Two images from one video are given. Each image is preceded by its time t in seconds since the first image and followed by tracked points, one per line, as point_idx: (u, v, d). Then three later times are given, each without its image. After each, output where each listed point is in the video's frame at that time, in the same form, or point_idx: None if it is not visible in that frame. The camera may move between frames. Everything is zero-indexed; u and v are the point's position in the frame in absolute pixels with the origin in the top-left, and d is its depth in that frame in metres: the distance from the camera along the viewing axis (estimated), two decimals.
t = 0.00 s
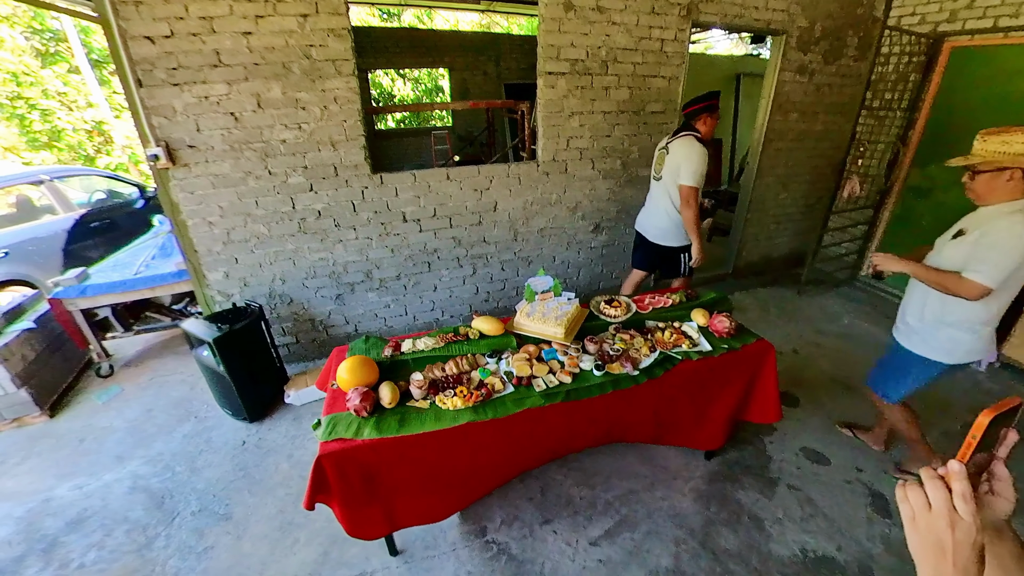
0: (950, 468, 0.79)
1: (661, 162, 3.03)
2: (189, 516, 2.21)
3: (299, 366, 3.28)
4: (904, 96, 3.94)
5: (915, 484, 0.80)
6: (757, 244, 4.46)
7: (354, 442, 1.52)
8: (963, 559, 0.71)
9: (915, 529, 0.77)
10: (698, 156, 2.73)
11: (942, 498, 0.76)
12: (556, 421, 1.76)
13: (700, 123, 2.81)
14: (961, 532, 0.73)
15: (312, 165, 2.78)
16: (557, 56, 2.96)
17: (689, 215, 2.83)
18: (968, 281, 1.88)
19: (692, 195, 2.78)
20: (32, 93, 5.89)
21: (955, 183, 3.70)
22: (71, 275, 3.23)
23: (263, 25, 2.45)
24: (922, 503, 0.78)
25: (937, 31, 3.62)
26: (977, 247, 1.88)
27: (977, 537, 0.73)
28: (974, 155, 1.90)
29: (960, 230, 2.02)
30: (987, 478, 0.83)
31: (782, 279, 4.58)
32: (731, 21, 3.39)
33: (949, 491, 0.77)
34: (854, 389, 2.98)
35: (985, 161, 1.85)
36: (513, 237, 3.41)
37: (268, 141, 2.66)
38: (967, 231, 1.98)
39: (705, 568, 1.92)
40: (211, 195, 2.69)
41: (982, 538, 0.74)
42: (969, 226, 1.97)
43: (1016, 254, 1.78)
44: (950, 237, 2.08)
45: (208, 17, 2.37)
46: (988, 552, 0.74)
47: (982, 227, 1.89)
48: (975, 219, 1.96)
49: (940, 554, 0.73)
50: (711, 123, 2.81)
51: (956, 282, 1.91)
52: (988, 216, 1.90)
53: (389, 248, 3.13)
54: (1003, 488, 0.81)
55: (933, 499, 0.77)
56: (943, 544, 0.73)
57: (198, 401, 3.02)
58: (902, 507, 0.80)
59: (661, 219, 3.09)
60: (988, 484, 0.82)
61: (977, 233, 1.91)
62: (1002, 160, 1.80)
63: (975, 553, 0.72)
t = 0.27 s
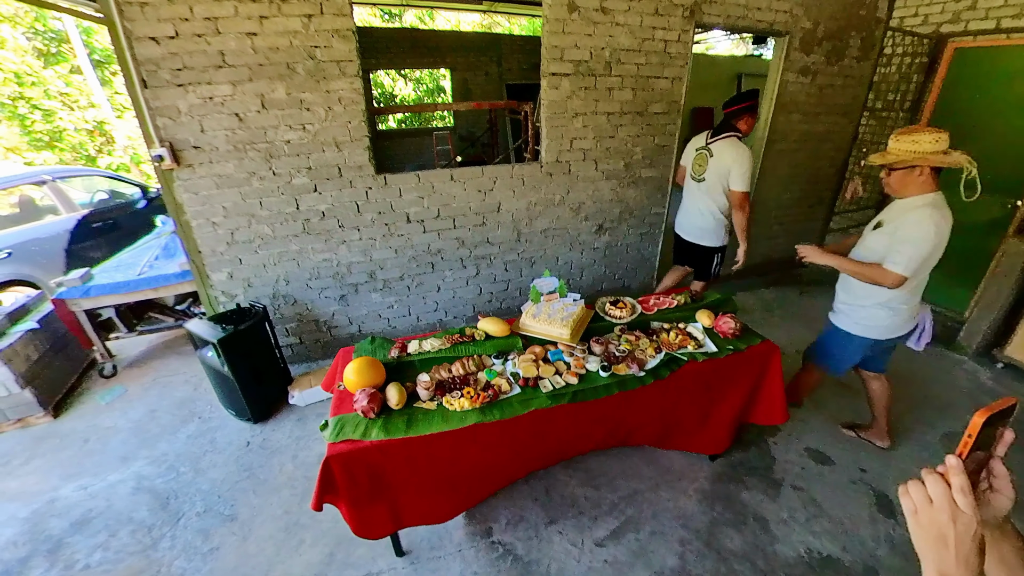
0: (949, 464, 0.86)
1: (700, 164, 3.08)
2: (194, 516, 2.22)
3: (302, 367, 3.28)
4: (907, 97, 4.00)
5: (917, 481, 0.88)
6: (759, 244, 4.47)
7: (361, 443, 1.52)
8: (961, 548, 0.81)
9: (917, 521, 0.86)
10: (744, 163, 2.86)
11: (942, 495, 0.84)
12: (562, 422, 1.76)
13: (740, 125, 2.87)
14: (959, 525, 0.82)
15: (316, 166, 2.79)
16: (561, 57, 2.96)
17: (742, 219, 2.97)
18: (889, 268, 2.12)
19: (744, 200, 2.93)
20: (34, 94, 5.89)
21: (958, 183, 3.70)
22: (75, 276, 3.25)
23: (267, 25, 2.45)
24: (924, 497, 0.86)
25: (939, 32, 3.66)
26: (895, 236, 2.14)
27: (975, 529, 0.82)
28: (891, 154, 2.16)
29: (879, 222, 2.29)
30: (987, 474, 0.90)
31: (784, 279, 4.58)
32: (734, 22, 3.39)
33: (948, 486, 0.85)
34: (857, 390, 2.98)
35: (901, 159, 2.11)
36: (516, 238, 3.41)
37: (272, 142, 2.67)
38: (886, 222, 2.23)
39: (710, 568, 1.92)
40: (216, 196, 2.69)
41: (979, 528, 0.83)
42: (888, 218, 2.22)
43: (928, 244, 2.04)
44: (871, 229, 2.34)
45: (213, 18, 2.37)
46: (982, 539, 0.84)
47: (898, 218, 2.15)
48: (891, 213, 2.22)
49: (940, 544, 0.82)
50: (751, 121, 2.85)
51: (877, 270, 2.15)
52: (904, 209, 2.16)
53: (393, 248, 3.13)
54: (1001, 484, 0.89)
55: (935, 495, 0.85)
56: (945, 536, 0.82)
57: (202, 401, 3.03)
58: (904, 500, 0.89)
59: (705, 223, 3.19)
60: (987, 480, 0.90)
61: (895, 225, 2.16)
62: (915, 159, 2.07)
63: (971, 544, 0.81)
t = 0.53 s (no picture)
0: (945, 464, 0.88)
1: (726, 166, 3.08)
2: (199, 516, 2.23)
3: (305, 367, 3.29)
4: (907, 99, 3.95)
5: (915, 480, 0.89)
6: (759, 245, 4.49)
7: (367, 443, 1.54)
8: (958, 546, 0.82)
9: (915, 520, 0.87)
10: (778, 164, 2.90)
11: (940, 495, 0.85)
12: (565, 423, 1.77)
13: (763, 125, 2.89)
14: (956, 524, 0.83)
15: (320, 167, 2.80)
16: (563, 60, 2.98)
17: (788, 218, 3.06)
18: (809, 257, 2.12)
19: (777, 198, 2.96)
20: (36, 94, 5.91)
21: (958, 185, 3.72)
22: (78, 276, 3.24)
23: (270, 28, 2.47)
24: (921, 497, 0.88)
25: (940, 34, 3.64)
26: (813, 226, 2.13)
27: (971, 528, 0.84)
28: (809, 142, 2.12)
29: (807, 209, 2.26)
30: (979, 474, 0.92)
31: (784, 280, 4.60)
32: (734, 24, 3.41)
33: (944, 486, 0.86)
34: (857, 390, 3.00)
35: (818, 149, 2.07)
36: (518, 239, 3.43)
37: (276, 144, 2.68)
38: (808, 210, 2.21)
39: (711, 567, 1.93)
40: (219, 197, 2.70)
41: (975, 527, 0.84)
42: (811, 205, 2.20)
43: (839, 234, 2.04)
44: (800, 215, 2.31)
45: (217, 21, 2.39)
46: (978, 538, 0.85)
47: (819, 206, 2.13)
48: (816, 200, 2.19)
49: (938, 542, 0.84)
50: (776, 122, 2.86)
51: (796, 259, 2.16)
52: (822, 198, 2.14)
53: (396, 250, 3.15)
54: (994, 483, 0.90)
55: (932, 495, 0.86)
56: (942, 534, 0.83)
57: (206, 402, 3.04)
58: (902, 499, 0.90)
59: (730, 224, 3.15)
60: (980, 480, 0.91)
61: (816, 213, 2.14)
62: (826, 149, 2.03)
63: (968, 542, 0.82)
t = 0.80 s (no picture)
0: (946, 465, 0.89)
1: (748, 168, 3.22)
2: (201, 516, 2.24)
3: (307, 368, 3.30)
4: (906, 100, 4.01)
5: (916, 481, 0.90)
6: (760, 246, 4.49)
7: (370, 443, 1.54)
8: (960, 547, 0.83)
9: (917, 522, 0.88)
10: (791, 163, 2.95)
11: (941, 496, 0.86)
12: (568, 423, 1.78)
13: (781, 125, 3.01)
14: (957, 525, 0.84)
15: (322, 168, 2.81)
16: (564, 61, 2.99)
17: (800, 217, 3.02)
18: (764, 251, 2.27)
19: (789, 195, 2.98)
20: (38, 95, 5.92)
21: (958, 186, 3.73)
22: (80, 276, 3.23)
23: (272, 29, 2.47)
24: (923, 498, 0.89)
25: (940, 35, 3.68)
26: (761, 221, 2.30)
27: (973, 528, 0.84)
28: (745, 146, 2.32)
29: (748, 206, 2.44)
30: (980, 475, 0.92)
31: (785, 280, 4.60)
32: (735, 25, 3.41)
33: (945, 487, 0.87)
34: (858, 391, 3.01)
35: (754, 153, 2.27)
36: (519, 240, 3.43)
37: (278, 145, 2.69)
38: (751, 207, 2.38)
39: (712, 567, 1.94)
40: (221, 198, 2.71)
41: (976, 528, 0.85)
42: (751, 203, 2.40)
43: (785, 225, 2.21)
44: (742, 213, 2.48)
45: (219, 22, 2.39)
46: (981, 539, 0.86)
47: (759, 203, 2.33)
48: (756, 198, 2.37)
49: (940, 543, 0.84)
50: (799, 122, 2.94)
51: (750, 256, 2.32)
52: (762, 194, 2.33)
53: (397, 250, 3.16)
54: (994, 484, 0.90)
55: (933, 496, 0.87)
56: (943, 535, 0.84)
57: (207, 402, 3.05)
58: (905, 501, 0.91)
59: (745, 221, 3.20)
60: (980, 480, 0.91)
61: (761, 209, 2.32)
62: (763, 150, 2.22)
63: (970, 543, 0.83)
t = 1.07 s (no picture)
0: (962, 469, 0.88)
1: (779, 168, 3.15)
2: (205, 518, 2.23)
3: (310, 368, 3.30)
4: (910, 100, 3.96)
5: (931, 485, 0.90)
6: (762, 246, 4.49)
7: (376, 445, 1.54)
8: (976, 550, 0.82)
9: (933, 525, 0.88)
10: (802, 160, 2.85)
11: (957, 499, 0.86)
12: (573, 424, 1.78)
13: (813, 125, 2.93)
14: (975, 528, 0.83)
15: (325, 168, 2.80)
16: (568, 61, 2.98)
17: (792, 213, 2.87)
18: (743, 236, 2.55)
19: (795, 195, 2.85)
20: (39, 95, 5.92)
21: (961, 186, 3.72)
22: (83, 277, 3.22)
23: (275, 29, 2.47)
24: (938, 501, 0.88)
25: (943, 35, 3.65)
26: (730, 212, 2.55)
27: (989, 532, 0.84)
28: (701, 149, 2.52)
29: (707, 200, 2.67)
30: (995, 478, 0.91)
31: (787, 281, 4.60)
32: (738, 26, 3.41)
33: (962, 491, 0.86)
34: (862, 392, 3.00)
35: (710, 154, 2.50)
36: (522, 240, 3.43)
37: (281, 145, 2.69)
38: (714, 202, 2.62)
39: (718, 568, 1.94)
40: (224, 198, 2.71)
41: (993, 532, 0.84)
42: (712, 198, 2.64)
43: (750, 209, 2.51)
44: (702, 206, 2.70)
45: (222, 22, 2.39)
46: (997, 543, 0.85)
47: (722, 198, 2.59)
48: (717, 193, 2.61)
49: (956, 546, 0.84)
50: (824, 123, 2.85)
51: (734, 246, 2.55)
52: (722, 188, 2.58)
53: (400, 251, 3.15)
54: (1009, 488, 0.89)
55: (948, 499, 0.87)
56: (959, 539, 0.84)
57: (210, 402, 3.04)
58: (920, 505, 0.91)
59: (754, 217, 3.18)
60: (995, 484, 0.90)
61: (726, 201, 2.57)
62: (720, 150, 2.45)
63: (986, 546, 0.83)
